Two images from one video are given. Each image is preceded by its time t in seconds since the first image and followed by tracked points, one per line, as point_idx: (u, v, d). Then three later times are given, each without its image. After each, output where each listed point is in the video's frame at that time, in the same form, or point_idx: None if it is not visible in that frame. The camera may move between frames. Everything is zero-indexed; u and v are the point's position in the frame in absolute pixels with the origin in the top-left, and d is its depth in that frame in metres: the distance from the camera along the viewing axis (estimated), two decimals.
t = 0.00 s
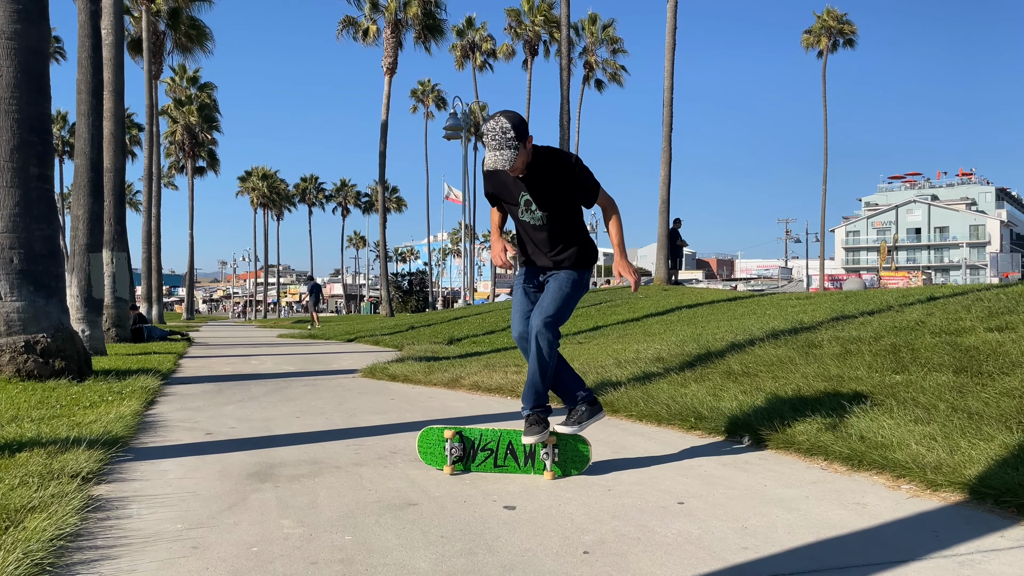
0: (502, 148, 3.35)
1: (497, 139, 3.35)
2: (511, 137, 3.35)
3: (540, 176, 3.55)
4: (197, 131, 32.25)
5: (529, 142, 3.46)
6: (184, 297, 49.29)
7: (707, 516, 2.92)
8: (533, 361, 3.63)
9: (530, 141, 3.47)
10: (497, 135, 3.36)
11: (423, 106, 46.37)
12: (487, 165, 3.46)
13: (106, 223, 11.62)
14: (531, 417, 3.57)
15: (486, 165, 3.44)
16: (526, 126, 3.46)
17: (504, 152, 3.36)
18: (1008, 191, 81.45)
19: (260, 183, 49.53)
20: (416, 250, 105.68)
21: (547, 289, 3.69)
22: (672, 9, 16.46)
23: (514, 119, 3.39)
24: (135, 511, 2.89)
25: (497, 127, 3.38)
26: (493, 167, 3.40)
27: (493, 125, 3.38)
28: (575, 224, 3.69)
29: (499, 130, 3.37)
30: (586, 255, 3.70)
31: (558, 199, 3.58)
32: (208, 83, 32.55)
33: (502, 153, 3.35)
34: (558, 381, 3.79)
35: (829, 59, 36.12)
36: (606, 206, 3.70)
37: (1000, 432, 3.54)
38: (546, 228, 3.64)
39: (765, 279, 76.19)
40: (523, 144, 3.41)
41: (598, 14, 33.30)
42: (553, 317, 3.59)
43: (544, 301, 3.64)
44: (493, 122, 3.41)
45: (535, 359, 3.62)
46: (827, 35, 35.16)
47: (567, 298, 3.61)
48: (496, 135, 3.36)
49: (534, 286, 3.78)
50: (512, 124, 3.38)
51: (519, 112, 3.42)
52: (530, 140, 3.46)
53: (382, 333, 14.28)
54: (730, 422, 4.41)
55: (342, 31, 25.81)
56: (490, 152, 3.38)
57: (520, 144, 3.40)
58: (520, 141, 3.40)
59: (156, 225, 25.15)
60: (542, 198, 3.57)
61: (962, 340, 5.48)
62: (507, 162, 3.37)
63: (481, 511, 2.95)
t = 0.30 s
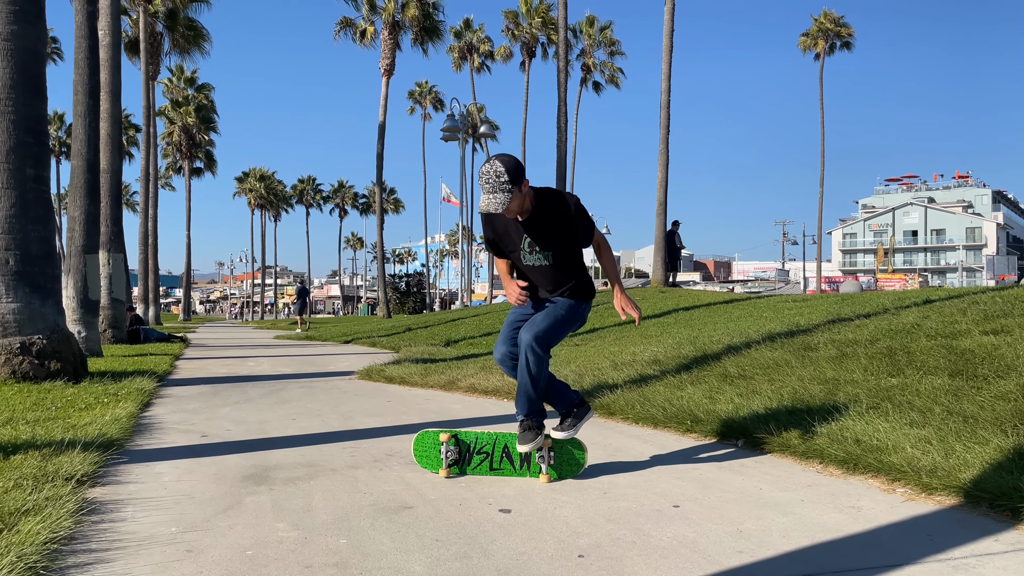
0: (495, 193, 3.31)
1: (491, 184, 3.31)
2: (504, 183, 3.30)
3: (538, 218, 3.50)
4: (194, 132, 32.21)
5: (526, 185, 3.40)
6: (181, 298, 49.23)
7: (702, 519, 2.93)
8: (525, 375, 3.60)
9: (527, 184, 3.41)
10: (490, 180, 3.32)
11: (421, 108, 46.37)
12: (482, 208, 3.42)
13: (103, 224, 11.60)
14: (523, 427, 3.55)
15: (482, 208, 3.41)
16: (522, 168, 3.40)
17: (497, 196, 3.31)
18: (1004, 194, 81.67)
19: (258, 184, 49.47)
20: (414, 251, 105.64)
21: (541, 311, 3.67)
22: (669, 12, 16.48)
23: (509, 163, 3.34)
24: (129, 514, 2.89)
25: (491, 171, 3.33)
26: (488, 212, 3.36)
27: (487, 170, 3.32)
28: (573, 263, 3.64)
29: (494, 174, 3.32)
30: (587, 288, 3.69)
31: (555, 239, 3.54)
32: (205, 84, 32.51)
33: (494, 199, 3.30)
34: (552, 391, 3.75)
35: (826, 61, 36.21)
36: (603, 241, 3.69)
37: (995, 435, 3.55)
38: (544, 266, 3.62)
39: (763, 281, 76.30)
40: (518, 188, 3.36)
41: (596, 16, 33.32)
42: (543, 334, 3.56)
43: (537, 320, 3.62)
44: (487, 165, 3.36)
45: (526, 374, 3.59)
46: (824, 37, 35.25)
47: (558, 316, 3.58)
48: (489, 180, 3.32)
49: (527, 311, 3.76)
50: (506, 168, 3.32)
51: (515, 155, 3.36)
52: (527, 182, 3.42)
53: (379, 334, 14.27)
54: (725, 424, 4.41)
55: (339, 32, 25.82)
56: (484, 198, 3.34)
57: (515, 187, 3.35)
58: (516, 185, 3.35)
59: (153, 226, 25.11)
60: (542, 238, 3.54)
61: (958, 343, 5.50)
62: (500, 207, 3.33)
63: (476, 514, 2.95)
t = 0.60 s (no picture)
0: (486, 113, 3.45)
1: (483, 106, 3.47)
2: (495, 105, 3.45)
3: (527, 149, 3.59)
4: (191, 133, 32.18)
5: (519, 115, 3.53)
6: (178, 300, 49.15)
7: (696, 522, 2.93)
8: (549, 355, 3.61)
9: (520, 114, 3.54)
10: (483, 103, 3.49)
11: (418, 110, 46.41)
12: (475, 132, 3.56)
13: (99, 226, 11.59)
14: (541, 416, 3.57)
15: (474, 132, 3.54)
16: (518, 99, 3.54)
17: (487, 117, 3.46)
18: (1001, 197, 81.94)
19: (255, 186, 49.43)
20: (412, 253, 105.62)
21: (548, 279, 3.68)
22: (667, 14, 16.52)
23: (504, 90, 3.50)
24: (122, 517, 2.88)
25: (487, 96, 3.50)
26: (477, 132, 3.50)
27: (483, 95, 3.50)
28: (558, 199, 3.64)
29: (487, 99, 3.48)
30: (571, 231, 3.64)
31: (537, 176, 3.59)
32: (203, 85, 32.49)
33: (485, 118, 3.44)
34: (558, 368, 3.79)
35: (823, 64, 36.32)
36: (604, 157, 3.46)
37: (989, 438, 3.56)
38: (528, 202, 3.64)
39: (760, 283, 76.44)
40: (509, 114, 3.49)
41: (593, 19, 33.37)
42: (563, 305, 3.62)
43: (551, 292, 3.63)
44: (485, 92, 3.53)
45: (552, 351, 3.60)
46: (821, 40, 35.36)
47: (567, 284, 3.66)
48: (483, 104, 3.48)
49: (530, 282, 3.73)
50: (499, 94, 3.48)
51: (511, 86, 3.51)
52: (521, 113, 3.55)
53: (376, 336, 14.26)
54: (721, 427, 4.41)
55: (337, 34, 25.84)
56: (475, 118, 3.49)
57: (508, 113, 3.49)
58: (507, 111, 3.49)
59: (150, 228, 25.08)
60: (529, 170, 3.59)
61: (953, 346, 5.51)
62: (488, 128, 3.45)
63: (470, 517, 2.95)
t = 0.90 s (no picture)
0: (458, 112, 3.52)
1: (454, 104, 3.53)
2: (465, 102, 3.50)
3: (505, 136, 3.65)
4: (187, 134, 32.08)
5: (493, 106, 3.57)
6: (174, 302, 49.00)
7: (690, 525, 2.93)
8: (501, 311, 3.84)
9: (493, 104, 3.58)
10: (455, 101, 3.54)
11: (415, 112, 46.39)
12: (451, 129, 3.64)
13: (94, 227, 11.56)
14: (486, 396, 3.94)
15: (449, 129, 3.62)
16: (489, 91, 3.57)
17: (459, 115, 3.52)
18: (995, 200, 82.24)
19: (251, 187, 49.32)
20: (409, 255, 105.56)
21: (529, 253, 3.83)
22: (663, 17, 16.55)
23: (473, 84, 3.53)
24: (115, 520, 2.87)
25: (457, 93, 3.54)
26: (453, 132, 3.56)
27: (453, 92, 3.55)
28: (541, 178, 3.75)
29: (460, 97, 3.53)
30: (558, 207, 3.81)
31: (516, 157, 3.67)
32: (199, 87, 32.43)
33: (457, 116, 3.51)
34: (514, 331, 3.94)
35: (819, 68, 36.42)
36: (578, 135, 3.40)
37: (982, 441, 3.57)
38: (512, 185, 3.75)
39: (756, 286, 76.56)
40: (482, 107, 3.54)
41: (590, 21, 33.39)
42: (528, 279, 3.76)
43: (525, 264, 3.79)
44: (455, 88, 3.57)
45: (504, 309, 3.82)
46: (817, 44, 35.46)
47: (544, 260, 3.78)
48: (455, 101, 3.54)
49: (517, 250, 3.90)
50: (469, 90, 3.52)
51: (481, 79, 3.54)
52: (495, 104, 3.59)
53: (372, 338, 14.24)
54: (716, 430, 4.41)
55: (334, 36, 25.82)
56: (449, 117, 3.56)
57: (482, 108, 3.54)
58: (479, 105, 3.53)
59: (145, 229, 24.99)
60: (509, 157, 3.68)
61: (947, 349, 5.52)
62: (461, 125, 3.52)
63: (464, 520, 2.95)
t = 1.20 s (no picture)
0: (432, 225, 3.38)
1: (427, 217, 3.40)
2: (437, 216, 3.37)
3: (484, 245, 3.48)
4: (183, 135, 32.00)
5: (467, 216, 3.42)
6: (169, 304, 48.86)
7: (685, 527, 2.93)
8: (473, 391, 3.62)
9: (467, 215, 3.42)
10: (428, 214, 3.41)
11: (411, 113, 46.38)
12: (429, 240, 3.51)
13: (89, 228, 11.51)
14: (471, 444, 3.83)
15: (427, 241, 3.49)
16: (462, 201, 3.42)
17: (433, 229, 3.38)
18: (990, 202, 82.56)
19: (247, 189, 49.25)
20: (405, 257, 105.47)
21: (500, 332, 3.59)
22: (659, 20, 16.58)
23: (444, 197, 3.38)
24: (109, 521, 2.86)
25: (430, 205, 3.41)
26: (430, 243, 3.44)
27: (426, 204, 3.42)
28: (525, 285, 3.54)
29: (432, 208, 3.40)
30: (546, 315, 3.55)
31: (494, 261, 3.48)
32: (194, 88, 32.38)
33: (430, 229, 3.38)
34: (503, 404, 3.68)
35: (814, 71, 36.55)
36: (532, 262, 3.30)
37: (977, 443, 3.58)
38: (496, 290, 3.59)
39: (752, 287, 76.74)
40: (457, 218, 3.40)
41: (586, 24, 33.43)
42: (490, 363, 3.50)
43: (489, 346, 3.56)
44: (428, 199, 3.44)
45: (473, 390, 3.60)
46: (812, 46, 35.56)
47: (511, 347, 3.51)
48: (428, 213, 3.41)
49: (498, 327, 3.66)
50: (441, 203, 3.37)
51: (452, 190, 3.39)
52: (468, 213, 3.43)
53: (368, 340, 14.22)
54: (711, 432, 4.41)
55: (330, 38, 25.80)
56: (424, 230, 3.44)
57: (454, 218, 3.39)
58: (452, 216, 3.38)
59: (141, 230, 24.93)
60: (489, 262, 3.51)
61: (942, 350, 5.54)
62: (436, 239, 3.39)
63: (459, 521, 2.95)
